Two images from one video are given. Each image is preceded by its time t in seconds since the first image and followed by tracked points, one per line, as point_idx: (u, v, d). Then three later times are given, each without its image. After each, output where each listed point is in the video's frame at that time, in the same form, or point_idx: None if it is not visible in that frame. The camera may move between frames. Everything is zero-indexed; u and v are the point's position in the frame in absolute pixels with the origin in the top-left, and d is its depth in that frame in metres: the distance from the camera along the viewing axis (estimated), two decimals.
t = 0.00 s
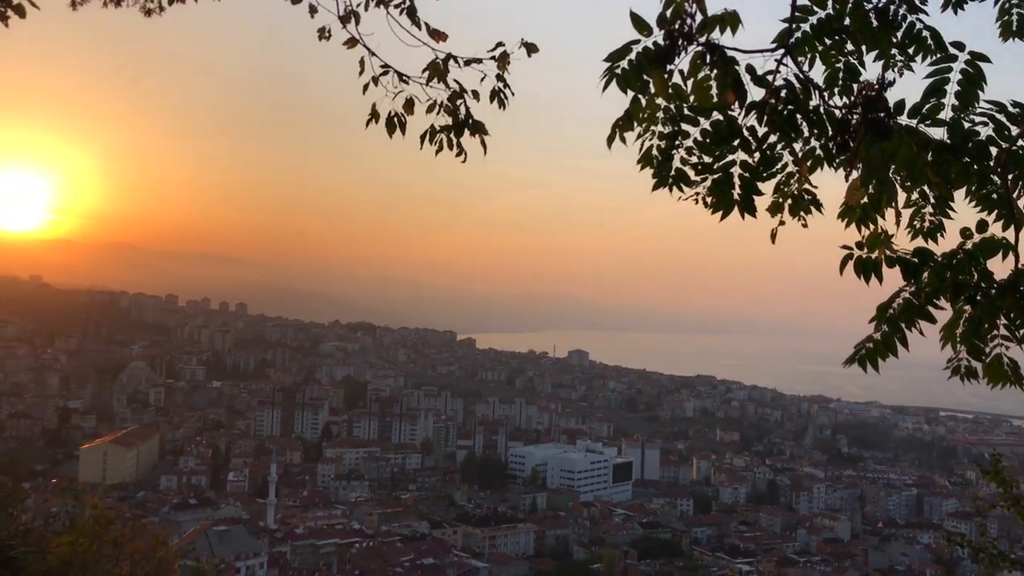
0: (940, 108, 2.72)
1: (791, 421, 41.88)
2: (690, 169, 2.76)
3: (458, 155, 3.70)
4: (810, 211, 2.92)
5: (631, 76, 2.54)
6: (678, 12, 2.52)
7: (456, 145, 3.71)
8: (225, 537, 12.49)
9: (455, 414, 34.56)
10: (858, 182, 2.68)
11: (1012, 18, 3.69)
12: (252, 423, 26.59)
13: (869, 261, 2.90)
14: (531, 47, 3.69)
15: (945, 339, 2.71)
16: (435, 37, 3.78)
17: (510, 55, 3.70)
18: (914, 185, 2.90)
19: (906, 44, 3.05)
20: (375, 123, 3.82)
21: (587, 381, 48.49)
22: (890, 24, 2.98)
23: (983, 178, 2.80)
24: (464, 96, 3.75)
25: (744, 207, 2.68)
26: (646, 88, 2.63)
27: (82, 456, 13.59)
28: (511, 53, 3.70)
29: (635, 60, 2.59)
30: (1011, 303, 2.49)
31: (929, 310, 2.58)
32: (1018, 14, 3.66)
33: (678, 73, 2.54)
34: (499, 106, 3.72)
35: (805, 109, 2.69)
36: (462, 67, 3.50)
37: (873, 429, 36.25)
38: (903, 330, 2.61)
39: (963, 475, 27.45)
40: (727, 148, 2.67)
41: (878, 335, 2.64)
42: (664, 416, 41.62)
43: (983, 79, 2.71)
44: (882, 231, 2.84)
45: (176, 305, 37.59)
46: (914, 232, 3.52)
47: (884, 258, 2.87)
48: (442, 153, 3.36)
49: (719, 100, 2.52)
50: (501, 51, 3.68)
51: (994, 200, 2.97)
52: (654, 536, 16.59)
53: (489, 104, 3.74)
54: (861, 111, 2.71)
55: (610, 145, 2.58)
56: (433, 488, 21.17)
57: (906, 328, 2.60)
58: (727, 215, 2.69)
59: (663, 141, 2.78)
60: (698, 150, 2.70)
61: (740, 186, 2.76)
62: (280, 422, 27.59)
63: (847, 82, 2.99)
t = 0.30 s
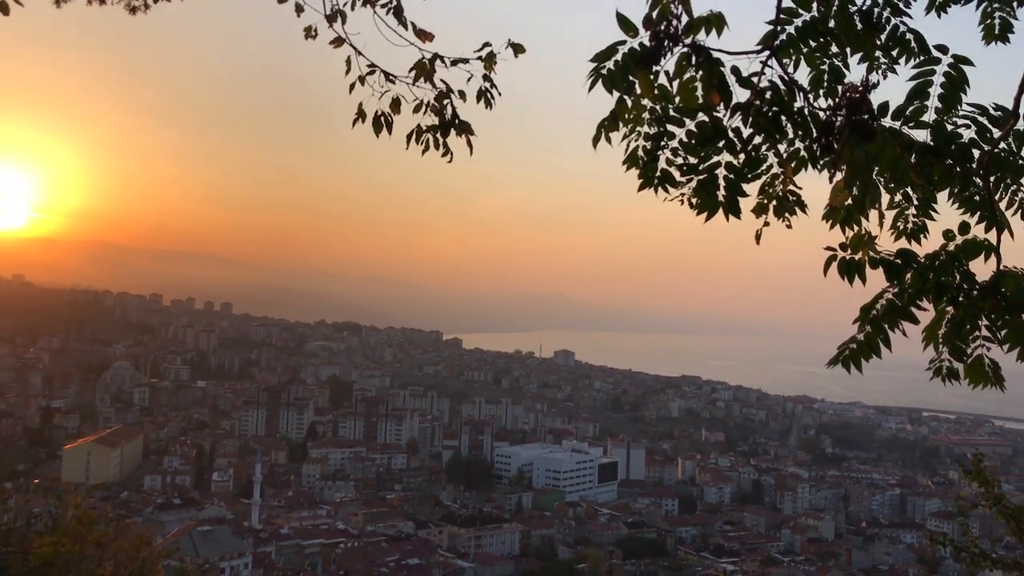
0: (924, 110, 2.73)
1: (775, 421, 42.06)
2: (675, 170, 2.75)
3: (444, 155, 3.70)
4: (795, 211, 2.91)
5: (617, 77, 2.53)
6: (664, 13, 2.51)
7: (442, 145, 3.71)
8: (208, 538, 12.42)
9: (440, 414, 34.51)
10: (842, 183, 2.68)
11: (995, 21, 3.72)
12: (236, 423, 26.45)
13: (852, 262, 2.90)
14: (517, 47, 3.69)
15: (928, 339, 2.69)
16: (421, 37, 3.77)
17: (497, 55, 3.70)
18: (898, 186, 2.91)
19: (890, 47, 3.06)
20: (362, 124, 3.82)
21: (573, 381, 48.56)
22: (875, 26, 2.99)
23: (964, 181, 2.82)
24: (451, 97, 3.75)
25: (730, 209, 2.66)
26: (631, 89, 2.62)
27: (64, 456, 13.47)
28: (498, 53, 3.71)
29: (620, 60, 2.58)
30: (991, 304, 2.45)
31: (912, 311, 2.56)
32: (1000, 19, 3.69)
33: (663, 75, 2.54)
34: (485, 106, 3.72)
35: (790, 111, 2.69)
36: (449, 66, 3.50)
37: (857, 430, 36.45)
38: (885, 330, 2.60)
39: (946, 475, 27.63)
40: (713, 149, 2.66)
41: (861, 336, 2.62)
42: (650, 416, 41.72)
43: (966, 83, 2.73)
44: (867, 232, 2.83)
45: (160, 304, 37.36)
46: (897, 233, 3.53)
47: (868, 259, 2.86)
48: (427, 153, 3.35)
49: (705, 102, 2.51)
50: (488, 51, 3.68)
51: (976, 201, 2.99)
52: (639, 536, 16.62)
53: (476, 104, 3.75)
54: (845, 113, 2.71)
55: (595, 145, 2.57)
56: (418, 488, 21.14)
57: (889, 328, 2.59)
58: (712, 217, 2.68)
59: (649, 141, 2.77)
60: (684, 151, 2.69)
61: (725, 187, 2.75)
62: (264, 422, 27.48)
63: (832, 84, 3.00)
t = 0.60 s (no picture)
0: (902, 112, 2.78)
1: (758, 421, 42.29)
2: (658, 170, 2.76)
3: (428, 154, 3.69)
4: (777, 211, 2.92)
5: (601, 78, 2.55)
6: (647, 14, 2.55)
7: (426, 145, 3.70)
8: (191, 539, 12.35)
9: (424, 414, 34.49)
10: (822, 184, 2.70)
11: (974, 25, 3.81)
12: (219, 424, 26.31)
13: (833, 264, 2.90)
14: (502, 46, 3.72)
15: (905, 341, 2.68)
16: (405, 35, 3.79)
17: (482, 54, 3.73)
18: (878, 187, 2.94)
19: (871, 48, 3.11)
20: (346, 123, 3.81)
21: (557, 381, 48.65)
22: (856, 29, 3.05)
23: (943, 182, 2.87)
24: (435, 97, 3.75)
25: (712, 210, 2.67)
26: (614, 90, 2.65)
27: (44, 457, 13.35)
28: (482, 52, 3.73)
29: (604, 61, 2.60)
30: (972, 305, 2.45)
31: (891, 312, 2.54)
32: (978, 22, 3.77)
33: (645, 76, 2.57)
34: (470, 105, 3.74)
35: (771, 113, 2.72)
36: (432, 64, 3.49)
37: (839, 429, 36.68)
38: (865, 330, 2.56)
39: (927, 475, 27.84)
40: (695, 149, 2.68)
41: (841, 336, 2.57)
42: (633, 416, 41.86)
43: (945, 86, 2.79)
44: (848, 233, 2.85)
45: (142, 305, 37.13)
46: (876, 235, 3.56)
47: (849, 260, 2.87)
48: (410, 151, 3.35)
49: (688, 102, 2.55)
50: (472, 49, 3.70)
51: (955, 202, 3.05)
52: (623, 536, 16.65)
53: (461, 103, 3.77)
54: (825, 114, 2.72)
55: (579, 147, 2.58)
56: (402, 489, 21.14)
57: (869, 328, 2.56)
58: (695, 217, 2.69)
59: (632, 142, 2.78)
60: (667, 151, 2.70)
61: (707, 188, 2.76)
62: (247, 423, 27.38)
63: (813, 86, 3.03)
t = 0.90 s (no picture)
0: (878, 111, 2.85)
1: (740, 419, 42.47)
2: (637, 168, 2.92)
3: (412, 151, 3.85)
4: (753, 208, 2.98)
5: (583, 76, 2.74)
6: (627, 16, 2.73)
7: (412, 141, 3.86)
8: (173, 540, 12.26)
9: (407, 414, 34.47)
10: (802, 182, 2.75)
11: (950, 25, 3.90)
12: (200, 424, 26.19)
13: (810, 261, 3.01)
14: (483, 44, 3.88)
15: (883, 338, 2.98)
16: (387, 36, 3.94)
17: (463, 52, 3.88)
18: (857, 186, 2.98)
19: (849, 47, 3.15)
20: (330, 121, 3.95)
21: (540, 380, 48.71)
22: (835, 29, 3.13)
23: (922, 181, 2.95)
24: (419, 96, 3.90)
25: (691, 207, 2.81)
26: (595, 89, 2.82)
27: (22, 458, 13.16)
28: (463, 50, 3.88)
29: (585, 59, 2.78)
30: (947, 303, 2.73)
31: (870, 309, 2.83)
32: (956, 23, 3.86)
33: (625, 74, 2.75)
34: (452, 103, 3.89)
35: (750, 111, 2.83)
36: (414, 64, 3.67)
37: (820, 427, 36.87)
38: (843, 328, 2.85)
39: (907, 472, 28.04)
40: (674, 148, 2.83)
41: (820, 334, 2.88)
42: (616, 415, 41.95)
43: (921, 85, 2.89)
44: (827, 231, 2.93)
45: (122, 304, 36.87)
46: (856, 234, 3.58)
47: (826, 258, 2.98)
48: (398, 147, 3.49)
49: (667, 100, 2.71)
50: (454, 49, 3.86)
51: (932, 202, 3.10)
52: (605, 534, 16.68)
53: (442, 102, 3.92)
54: (804, 113, 2.79)
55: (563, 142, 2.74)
56: (384, 489, 21.12)
57: (848, 326, 2.84)
58: (674, 214, 2.84)
59: (612, 140, 2.94)
60: (647, 149, 2.87)
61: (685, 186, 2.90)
62: (228, 423, 27.24)
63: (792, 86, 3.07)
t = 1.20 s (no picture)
0: (859, 107, 2.71)
1: (720, 414, 42.71)
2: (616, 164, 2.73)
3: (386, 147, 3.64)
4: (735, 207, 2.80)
5: (560, 70, 2.53)
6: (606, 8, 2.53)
7: (387, 138, 3.63)
8: (151, 538, 12.15)
9: (389, 410, 34.41)
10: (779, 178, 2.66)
11: (929, 22, 3.76)
12: (180, 421, 26.02)
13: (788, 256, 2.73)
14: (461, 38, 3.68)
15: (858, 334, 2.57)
16: (364, 28, 3.74)
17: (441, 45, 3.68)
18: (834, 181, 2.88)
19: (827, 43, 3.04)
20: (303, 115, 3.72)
21: (522, 376, 48.78)
22: (812, 24, 3.00)
23: (898, 176, 2.81)
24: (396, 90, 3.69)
25: (670, 203, 2.65)
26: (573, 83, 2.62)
27: None
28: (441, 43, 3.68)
29: (562, 53, 2.58)
30: (924, 298, 2.39)
31: (848, 305, 2.40)
32: (933, 18, 3.72)
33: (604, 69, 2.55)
34: (430, 98, 3.69)
35: (729, 107, 2.71)
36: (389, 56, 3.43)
37: (800, 422, 37.10)
38: (822, 324, 2.41)
39: (886, 466, 28.27)
40: (653, 144, 2.67)
41: (797, 330, 2.42)
42: (597, 410, 42.08)
43: (898, 79, 2.71)
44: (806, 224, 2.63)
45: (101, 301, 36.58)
46: (834, 229, 3.44)
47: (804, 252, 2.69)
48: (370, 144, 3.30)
49: (646, 96, 2.53)
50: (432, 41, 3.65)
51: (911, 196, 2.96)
52: (586, 529, 16.71)
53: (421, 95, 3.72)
54: (781, 108, 2.69)
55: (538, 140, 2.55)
56: (365, 485, 21.06)
57: (825, 322, 2.40)
58: (653, 211, 2.67)
59: (591, 135, 2.75)
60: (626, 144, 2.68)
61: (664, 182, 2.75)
62: (208, 420, 27.08)
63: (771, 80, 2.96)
